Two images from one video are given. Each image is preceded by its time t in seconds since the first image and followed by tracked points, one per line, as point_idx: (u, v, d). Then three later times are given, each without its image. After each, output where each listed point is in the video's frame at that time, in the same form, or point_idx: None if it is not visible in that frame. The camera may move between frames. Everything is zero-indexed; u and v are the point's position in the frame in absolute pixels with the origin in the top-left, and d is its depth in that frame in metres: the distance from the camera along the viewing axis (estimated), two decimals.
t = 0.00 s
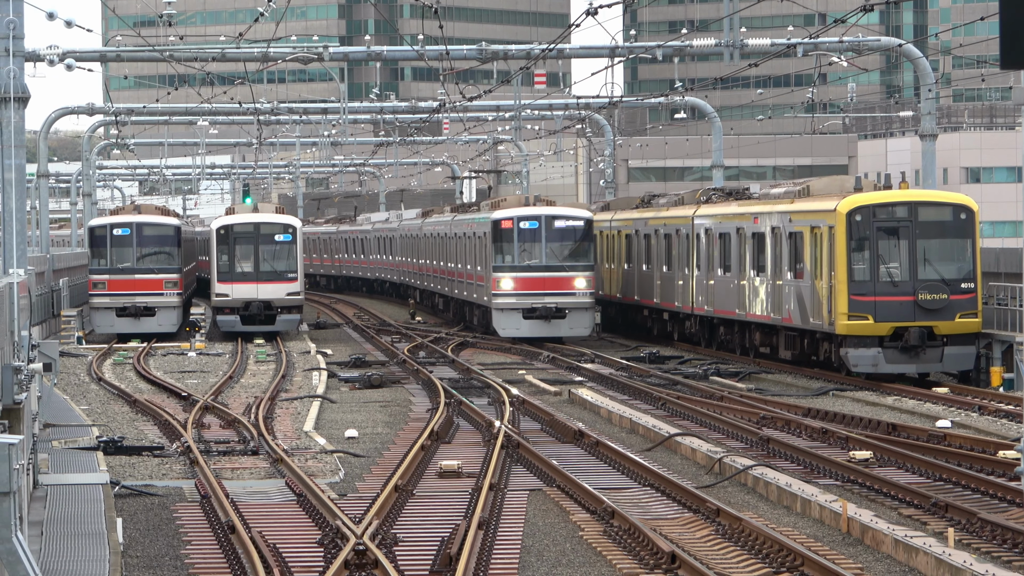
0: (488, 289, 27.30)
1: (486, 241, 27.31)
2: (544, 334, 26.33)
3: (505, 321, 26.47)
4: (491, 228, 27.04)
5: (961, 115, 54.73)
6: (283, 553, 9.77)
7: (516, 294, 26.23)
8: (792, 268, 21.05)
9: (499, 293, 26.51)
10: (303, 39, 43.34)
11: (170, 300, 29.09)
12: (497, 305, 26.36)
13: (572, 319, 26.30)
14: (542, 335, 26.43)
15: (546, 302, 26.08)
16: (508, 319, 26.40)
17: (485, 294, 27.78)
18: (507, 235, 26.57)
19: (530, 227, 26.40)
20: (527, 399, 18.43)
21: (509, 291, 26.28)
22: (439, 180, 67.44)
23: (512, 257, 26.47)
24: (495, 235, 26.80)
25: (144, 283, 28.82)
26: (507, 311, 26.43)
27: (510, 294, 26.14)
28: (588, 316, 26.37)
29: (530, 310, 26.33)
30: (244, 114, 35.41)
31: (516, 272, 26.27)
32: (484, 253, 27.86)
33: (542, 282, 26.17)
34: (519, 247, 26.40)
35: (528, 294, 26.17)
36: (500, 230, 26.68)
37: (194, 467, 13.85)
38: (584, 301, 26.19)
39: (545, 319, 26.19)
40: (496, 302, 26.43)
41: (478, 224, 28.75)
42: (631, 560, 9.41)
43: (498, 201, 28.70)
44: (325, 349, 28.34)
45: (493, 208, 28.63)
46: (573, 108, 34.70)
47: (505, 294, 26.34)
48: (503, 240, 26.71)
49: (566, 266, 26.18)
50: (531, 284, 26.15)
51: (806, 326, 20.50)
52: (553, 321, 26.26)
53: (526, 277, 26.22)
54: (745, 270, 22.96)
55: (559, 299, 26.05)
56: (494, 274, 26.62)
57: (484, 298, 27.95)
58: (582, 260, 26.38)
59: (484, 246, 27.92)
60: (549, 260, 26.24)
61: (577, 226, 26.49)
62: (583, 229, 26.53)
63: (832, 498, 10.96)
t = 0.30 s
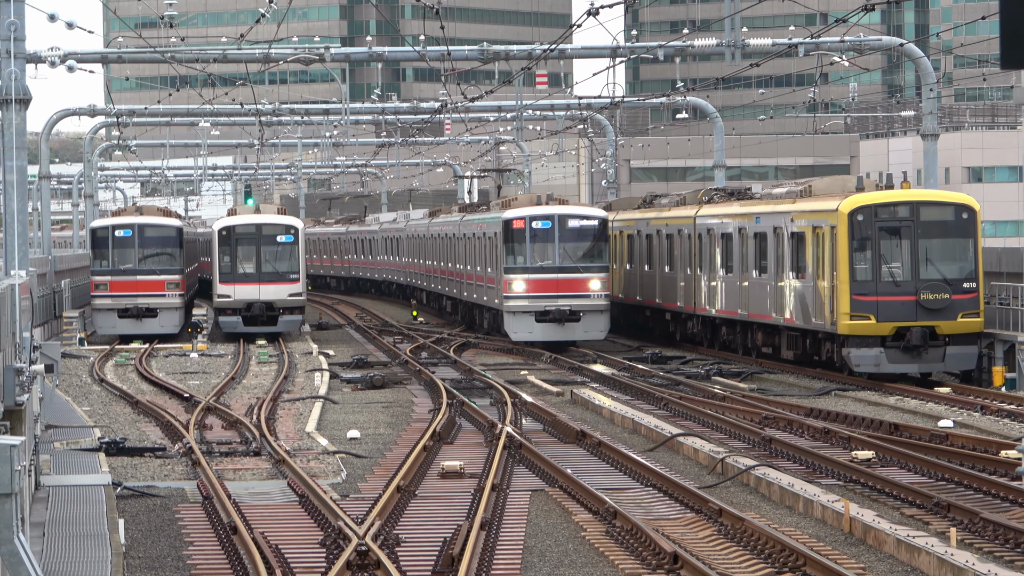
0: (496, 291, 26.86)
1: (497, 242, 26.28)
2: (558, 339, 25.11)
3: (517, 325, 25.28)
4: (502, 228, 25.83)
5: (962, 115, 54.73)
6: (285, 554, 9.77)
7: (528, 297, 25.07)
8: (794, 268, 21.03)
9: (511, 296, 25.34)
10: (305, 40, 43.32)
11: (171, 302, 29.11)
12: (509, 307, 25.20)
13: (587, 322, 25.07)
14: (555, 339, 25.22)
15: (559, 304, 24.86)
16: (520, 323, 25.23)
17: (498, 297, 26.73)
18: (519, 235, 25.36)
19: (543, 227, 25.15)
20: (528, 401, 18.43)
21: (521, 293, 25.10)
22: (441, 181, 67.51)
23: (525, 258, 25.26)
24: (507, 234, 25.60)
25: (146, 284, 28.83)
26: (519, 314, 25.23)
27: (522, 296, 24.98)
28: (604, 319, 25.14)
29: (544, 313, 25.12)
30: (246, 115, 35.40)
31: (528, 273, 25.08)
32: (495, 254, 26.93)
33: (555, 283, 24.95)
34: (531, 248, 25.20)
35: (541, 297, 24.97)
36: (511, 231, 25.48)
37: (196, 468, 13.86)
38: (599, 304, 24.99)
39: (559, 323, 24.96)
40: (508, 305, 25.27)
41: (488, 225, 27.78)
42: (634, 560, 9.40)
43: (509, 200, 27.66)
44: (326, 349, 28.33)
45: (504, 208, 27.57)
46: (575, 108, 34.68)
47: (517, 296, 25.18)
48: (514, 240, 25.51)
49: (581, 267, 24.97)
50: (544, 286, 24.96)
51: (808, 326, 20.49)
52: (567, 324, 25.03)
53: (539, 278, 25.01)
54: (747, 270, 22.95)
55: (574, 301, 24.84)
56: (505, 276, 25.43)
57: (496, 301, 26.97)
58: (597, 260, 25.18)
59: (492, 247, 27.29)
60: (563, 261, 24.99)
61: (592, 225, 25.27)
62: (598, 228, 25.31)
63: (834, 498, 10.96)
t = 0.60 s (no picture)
0: (503, 292, 26.64)
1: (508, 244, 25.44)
2: (571, 343, 24.33)
3: (528, 329, 24.50)
4: (512, 229, 25.12)
5: (963, 115, 54.70)
6: (286, 554, 9.79)
7: (540, 300, 24.29)
8: (795, 268, 21.03)
9: (522, 299, 24.57)
10: (307, 41, 43.30)
11: (172, 302, 29.12)
12: (520, 311, 24.41)
13: (601, 326, 24.30)
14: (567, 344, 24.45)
15: (572, 308, 24.09)
16: (531, 327, 24.44)
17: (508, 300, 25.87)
18: (530, 236, 24.63)
19: (556, 227, 24.43)
20: (529, 401, 18.42)
21: (532, 296, 24.32)
22: (442, 181, 67.53)
23: (536, 260, 24.53)
24: (517, 236, 24.86)
25: (147, 285, 28.83)
26: (530, 318, 24.44)
27: (533, 300, 24.20)
28: (618, 323, 24.36)
29: (556, 317, 24.33)
30: (246, 116, 35.40)
31: (540, 276, 24.33)
32: (503, 256, 26.38)
33: (567, 286, 24.17)
34: (543, 249, 24.47)
35: (552, 300, 24.18)
36: (522, 232, 24.74)
37: (197, 469, 13.88)
38: (613, 307, 24.22)
39: (571, 327, 24.19)
40: (518, 309, 24.48)
41: (497, 226, 27.06)
42: (635, 561, 9.40)
43: (519, 199, 26.92)
44: (327, 350, 28.34)
45: (514, 208, 26.82)
46: (575, 109, 34.67)
47: (528, 300, 24.39)
48: (525, 241, 24.78)
49: (594, 269, 24.23)
50: (556, 289, 24.18)
51: (809, 326, 20.49)
52: (580, 328, 24.26)
53: (551, 281, 24.24)
54: (748, 271, 22.95)
55: (587, 305, 24.08)
56: (515, 278, 24.68)
57: (507, 305, 26.10)
58: (612, 263, 24.44)
59: (496, 248, 27.13)
60: (576, 263, 24.25)
61: (606, 226, 24.54)
62: (613, 229, 24.57)
63: (836, 499, 10.96)
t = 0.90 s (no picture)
0: (504, 293, 26.67)
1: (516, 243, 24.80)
2: (584, 347, 23.58)
3: (539, 333, 23.73)
4: (523, 228, 24.34)
5: (964, 116, 54.62)
6: (286, 555, 9.79)
7: (552, 303, 23.53)
8: (795, 270, 21.01)
9: (533, 302, 23.79)
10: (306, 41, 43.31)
11: (173, 303, 29.13)
12: (531, 315, 23.63)
13: (615, 330, 23.58)
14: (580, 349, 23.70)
15: (585, 311, 23.37)
16: (543, 331, 23.68)
17: (518, 303, 24.99)
18: (542, 236, 23.83)
19: (569, 227, 23.66)
20: (529, 402, 18.44)
21: (544, 299, 23.57)
22: (442, 181, 67.54)
23: (548, 261, 23.76)
24: (528, 236, 24.06)
25: (147, 285, 28.83)
26: (542, 322, 23.67)
27: (545, 302, 23.45)
28: (633, 327, 23.66)
29: (568, 320, 23.60)
30: (246, 117, 35.40)
31: (552, 278, 23.58)
32: (509, 257, 26.02)
33: (581, 289, 23.46)
34: (555, 250, 23.72)
35: (565, 303, 23.44)
36: (533, 232, 23.94)
37: (197, 469, 13.88)
38: (628, 311, 23.53)
39: (585, 331, 23.46)
40: (530, 313, 23.69)
41: (505, 227, 26.39)
42: (634, 562, 9.40)
43: (530, 199, 26.12)
44: (327, 350, 28.36)
45: (524, 207, 26.04)
46: (575, 110, 34.65)
47: (540, 302, 23.62)
48: (536, 242, 23.96)
49: (608, 271, 23.52)
50: (569, 292, 23.44)
51: (809, 327, 20.47)
52: (594, 332, 23.53)
53: (564, 284, 23.49)
54: (748, 273, 22.93)
55: (602, 308, 23.37)
56: (526, 280, 23.92)
57: (517, 307, 25.22)
58: (626, 264, 23.71)
59: (498, 249, 27.08)
60: (589, 265, 23.55)
61: (621, 226, 23.79)
62: (627, 230, 23.82)
63: (836, 499, 10.95)
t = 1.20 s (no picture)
0: (504, 293, 26.67)
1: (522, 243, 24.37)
2: (596, 353, 22.55)
3: (551, 337, 22.66)
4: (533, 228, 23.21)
5: (963, 118, 54.58)
6: (285, 554, 9.80)
7: (564, 307, 22.46)
8: (794, 271, 21.02)
9: (543, 306, 22.71)
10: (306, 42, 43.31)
11: (172, 303, 29.13)
12: (542, 318, 22.57)
13: (629, 334, 22.56)
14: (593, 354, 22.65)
15: (599, 315, 22.32)
16: (554, 336, 22.62)
17: (529, 307, 24.00)
18: (553, 237, 22.74)
19: (581, 227, 22.55)
20: (528, 402, 18.44)
21: (556, 302, 22.50)
22: (441, 181, 67.57)
23: (559, 263, 22.67)
24: (539, 237, 22.96)
25: (146, 285, 28.83)
26: (553, 326, 22.61)
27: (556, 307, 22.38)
28: (648, 332, 22.64)
29: (581, 324, 22.55)
30: (246, 116, 35.40)
31: (564, 280, 22.50)
32: (514, 258, 25.45)
33: (594, 292, 22.41)
34: (568, 252, 22.61)
35: (578, 307, 22.38)
36: (545, 233, 22.84)
37: (196, 469, 13.88)
38: (643, 315, 22.49)
39: (598, 335, 22.42)
40: (541, 316, 22.61)
41: (513, 227, 25.59)
42: (633, 563, 9.40)
43: (541, 199, 25.19)
44: (326, 350, 28.36)
45: (534, 208, 25.07)
46: (574, 111, 34.62)
47: (551, 306, 22.54)
48: (547, 243, 22.88)
49: (623, 274, 22.47)
50: (582, 295, 22.38)
51: (808, 328, 20.49)
52: (607, 337, 22.50)
53: (577, 287, 22.43)
54: (747, 273, 22.94)
55: (616, 312, 22.33)
56: (536, 283, 22.82)
57: (526, 311, 24.24)
58: (641, 266, 22.65)
59: (500, 249, 27.03)
60: (603, 266, 22.48)
61: (636, 226, 22.69)
62: (642, 230, 22.73)
63: (834, 500, 10.95)
